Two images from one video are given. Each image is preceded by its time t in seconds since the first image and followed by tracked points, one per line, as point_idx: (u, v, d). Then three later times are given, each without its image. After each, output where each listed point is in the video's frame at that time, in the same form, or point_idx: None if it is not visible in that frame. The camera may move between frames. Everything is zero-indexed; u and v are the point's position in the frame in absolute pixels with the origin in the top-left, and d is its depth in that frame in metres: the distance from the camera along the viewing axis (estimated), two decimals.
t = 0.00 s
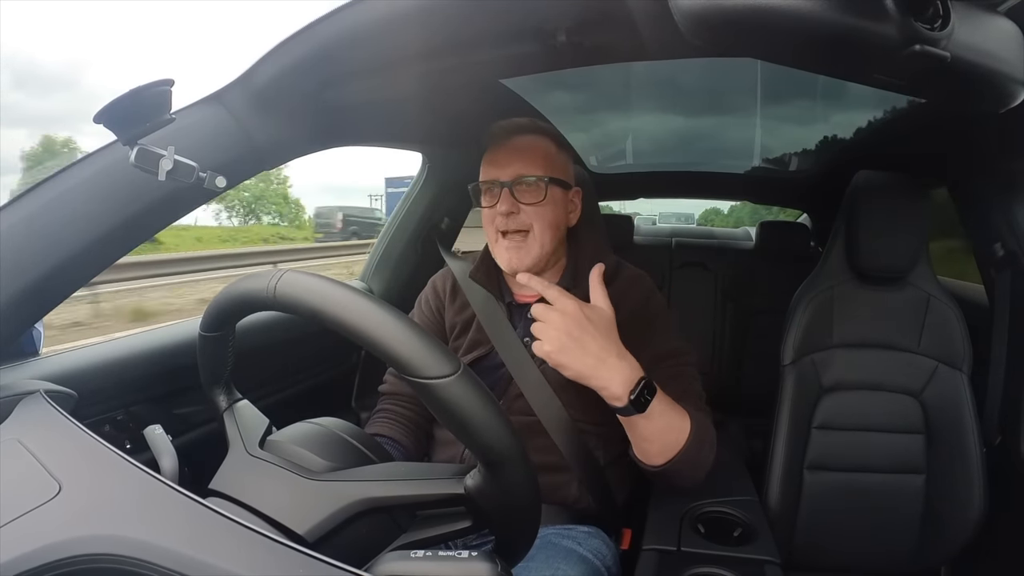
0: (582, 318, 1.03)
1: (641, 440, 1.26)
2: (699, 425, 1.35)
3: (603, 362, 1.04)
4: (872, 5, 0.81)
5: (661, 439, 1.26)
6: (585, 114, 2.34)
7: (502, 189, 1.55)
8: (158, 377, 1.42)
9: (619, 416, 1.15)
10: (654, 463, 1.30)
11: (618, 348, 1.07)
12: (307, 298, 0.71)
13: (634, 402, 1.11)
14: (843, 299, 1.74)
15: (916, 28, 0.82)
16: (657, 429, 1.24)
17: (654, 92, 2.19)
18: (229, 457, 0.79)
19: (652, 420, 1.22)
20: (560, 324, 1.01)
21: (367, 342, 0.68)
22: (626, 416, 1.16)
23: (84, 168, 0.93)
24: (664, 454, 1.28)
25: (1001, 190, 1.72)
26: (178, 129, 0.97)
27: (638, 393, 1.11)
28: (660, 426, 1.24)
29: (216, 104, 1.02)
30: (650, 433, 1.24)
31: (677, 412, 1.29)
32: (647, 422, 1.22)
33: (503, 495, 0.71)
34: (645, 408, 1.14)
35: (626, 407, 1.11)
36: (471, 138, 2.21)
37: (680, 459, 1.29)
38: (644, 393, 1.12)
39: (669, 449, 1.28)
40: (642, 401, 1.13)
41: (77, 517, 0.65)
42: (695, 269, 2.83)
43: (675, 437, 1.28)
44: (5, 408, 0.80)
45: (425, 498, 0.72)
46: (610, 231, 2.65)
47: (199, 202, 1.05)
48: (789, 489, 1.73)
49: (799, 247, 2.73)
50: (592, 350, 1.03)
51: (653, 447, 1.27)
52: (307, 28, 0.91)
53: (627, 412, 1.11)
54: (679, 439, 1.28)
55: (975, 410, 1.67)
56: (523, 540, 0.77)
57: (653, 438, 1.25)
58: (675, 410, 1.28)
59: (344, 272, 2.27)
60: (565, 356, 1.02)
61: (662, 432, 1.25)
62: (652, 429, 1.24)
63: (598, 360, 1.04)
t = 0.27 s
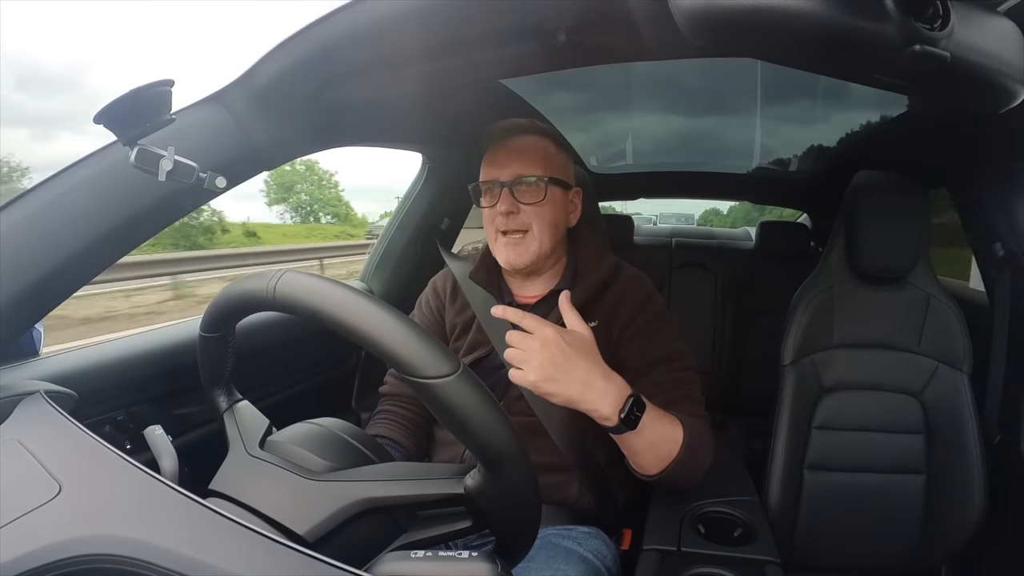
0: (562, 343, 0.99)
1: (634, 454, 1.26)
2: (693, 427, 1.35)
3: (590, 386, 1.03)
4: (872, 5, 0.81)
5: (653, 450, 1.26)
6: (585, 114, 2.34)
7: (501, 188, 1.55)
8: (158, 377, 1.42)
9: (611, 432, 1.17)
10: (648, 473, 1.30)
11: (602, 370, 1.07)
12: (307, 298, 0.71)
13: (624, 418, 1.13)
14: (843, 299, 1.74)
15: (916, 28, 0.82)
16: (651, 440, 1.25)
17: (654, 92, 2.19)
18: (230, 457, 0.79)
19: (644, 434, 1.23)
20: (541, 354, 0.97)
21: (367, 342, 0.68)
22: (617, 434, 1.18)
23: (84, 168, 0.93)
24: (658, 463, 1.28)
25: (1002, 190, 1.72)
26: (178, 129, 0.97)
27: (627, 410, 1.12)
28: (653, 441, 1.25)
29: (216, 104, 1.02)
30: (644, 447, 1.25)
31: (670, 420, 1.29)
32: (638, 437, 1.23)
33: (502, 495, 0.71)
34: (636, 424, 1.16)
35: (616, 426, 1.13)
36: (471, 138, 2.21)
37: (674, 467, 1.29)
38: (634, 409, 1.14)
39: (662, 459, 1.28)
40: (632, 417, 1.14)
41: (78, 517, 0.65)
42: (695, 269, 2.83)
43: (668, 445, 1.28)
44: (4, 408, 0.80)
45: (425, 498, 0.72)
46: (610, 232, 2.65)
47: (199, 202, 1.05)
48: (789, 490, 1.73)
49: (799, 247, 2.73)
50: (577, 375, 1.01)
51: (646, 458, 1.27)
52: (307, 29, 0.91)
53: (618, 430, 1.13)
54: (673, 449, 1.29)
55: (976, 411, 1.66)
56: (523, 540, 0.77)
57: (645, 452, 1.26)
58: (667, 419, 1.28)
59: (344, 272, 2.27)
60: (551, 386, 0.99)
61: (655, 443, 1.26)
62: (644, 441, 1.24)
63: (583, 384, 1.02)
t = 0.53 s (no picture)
0: (557, 347, 0.99)
1: (631, 455, 1.26)
2: (689, 427, 1.35)
3: (584, 389, 1.03)
4: (873, 6, 0.81)
5: (649, 451, 1.26)
6: (585, 114, 2.34)
7: (501, 187, 1.55)
8: (158, 377, 1.42)
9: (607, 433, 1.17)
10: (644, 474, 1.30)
11: (597, 372, 1.07)
12: (307, 298, 0.71)
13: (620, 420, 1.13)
14: (843, 299, 1.74)
15: (917, 28, 0.82)
16: (647, 442, 1.25)
17: (654, 92, 2.19)
18: (230, 457, 0.79)
19: (641, 435, 1.23)
20: (536, 357, 0.97)
21: (368, 342, 0.68)
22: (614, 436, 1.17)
23: (85, 168, 0.93)
24: (655, 464, 1.28)
25: (1002, 190, 1.72)
26: (178, 129, 0.97)
27: (623, 412, 1.12)
28: (649, 442, 1.25)
29: (216, 104, 1.02)
30: (640, 447, 1.25)
31: (666, 421, 1.29)
32: (634, 438, 1.23)
33: (502, 495, 0.71)
34: (633, 425, 1.15)
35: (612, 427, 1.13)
36: (471, 138, 2.21)
37: (671, 468, 1.29)
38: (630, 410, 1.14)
39: (659, 460, 1.28)
40: (629, 419, 1.14)
41: (78, 517, 0.65)
42: (695, 269, 2.83)
43: (665, 446, 1.28)
44: (4, 408, 0.80)
45: (425, 498, 0.72)
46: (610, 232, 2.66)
47: (199, 202, 1.05)
48: (789, 490, 1.73)
49: (799, 247, 2.73)
50: (572, 378, 1.01)
51: (642, 460, 1.27)
52: (307, 29, 0.91)
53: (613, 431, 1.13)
54: (669, 450, 1.29)
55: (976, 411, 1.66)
56: (522, 540, 0.77)
57: (641, 453, 1.25)
58: (663, 420, 1.28)
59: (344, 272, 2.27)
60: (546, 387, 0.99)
61: (651, 444, 1.26)
62: (641, 442, 1.24)
63: (578, 387, 1.02)
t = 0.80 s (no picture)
0: (556, 346, 0.99)
1: (630, 456, 1.26)
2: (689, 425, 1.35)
3: (582, 390, 1.03)
4: (874, 6, 0.81)
5: (648, 451, 1.26)
6: (586, 114, 2.34)
7: (502, 188, 1.55)
8: (158, 377, 1.42)
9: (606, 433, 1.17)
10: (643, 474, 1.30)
11: (597, 371, 1.07)
12: (308, 298, 0.71)
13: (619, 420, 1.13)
14: (843, 299, 1.74)
15: (918, 28, 0.82)
16: (646, 442, 1.25)
17: (654, 92, 2.19)
18: (230, 457, 0.79)
19: (640, 435, 1.23)
20: (535, 355, 0.96)
21: (369, 343, 0.68)
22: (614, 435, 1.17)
23: (85, 168, 0.93)
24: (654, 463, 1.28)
25: (1002, 190, 1.72)
26: (178, 129, 0.97)
27: (621, 412, 1.12)
28: (648, 442, 1.25)
29: (216, 104, 1.02)
30: (639, 448, 1.25)
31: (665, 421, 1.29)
32: (633, 438, 1.23)
33: (502, 495, 0.71)
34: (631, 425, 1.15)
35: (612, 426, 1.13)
36: (471, 139, 2.21)
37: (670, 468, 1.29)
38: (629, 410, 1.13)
39: (658, 460, 1.28)
40: (627, 420, 1.14)
41: (78, 517, 0.65)
42: (695, 269, 2.83)
43: (664, 446, 1.28)
44: (5, 408, 0.80)
45: (425, 498, 0.72)
46: (610, 232, 2.66)
47: (199, 203, 1.05)
48: (789, 490, 1.73)
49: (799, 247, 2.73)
50: (571, 378, 1.01)
51: (641, 460, 1.27)
52: (307, 29, 0.91)
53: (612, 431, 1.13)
54: (668, 450, 1.29)
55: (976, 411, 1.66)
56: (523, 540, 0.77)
57: (640, 453, 1.25)
58: (662, 421, 1.29)
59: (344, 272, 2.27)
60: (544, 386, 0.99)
61: (650, 444, 1.26)
62: (640, 442, 1.24)
63: (577, 388, 1.03)
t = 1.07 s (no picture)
0: (566, 340, 1.00)
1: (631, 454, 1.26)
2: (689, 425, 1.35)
3: (585, 386, 1.03)
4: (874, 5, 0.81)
5: (649, 451, 1.26)
6: (586, 114, 2.34)
7: (503, 187, 1.55)
8: (158, 377, 1.42)
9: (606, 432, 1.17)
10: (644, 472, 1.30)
11: (602, 370, 1.07)
12: (309, 298, 0.71)
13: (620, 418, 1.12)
14: (843, 299, 1.74)
15: (918, 27, 0.82)
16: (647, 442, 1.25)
17: (654, 92, 2.19)
18: (231, 457, 0.79)
19: (641, 435, 1.23)
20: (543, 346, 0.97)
21: (369, 343, 0.68)
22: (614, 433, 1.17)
23: (86, 168, 0.93)
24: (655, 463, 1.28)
25: (1001, 190, 1.72)
26: (178, 129, 0.97)
27: (622, 411, 1.11)
28: (648, 441, 1.25)
29: (216, 104, 1.02)
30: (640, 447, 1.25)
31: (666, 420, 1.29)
32: (633, 437, 1.22)
33: (502, 495, 0.71)
34: (632, 424, 1.15)
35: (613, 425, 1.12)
36: (471, 138, 2.21)
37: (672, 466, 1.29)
38: (630, 410, 1.13)
39: (659, 459, 1.28)
40: (628, 420, 1.13)
41: (78, 517, 0.65)
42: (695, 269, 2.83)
43: (665, 445, 1.28)
44: (6, 408, 0.80)
45: (425, 497, 0.72)
46: (610, 232, 2.66)
47: (200, 203, 1.05)
48: (789, 489, 1.73)
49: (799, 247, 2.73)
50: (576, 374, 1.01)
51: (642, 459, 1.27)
52: (307, 29, 0.91)
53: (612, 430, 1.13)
54: (669, 449, 1.28)
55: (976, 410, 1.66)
56: (522, 539, 0.77)
57: (641, 452, 1.25)
58: (664, 420, 1.28)
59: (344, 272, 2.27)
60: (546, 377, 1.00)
61: (651, 443, 1.25)
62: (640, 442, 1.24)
63: (581, 385, 1.03)
